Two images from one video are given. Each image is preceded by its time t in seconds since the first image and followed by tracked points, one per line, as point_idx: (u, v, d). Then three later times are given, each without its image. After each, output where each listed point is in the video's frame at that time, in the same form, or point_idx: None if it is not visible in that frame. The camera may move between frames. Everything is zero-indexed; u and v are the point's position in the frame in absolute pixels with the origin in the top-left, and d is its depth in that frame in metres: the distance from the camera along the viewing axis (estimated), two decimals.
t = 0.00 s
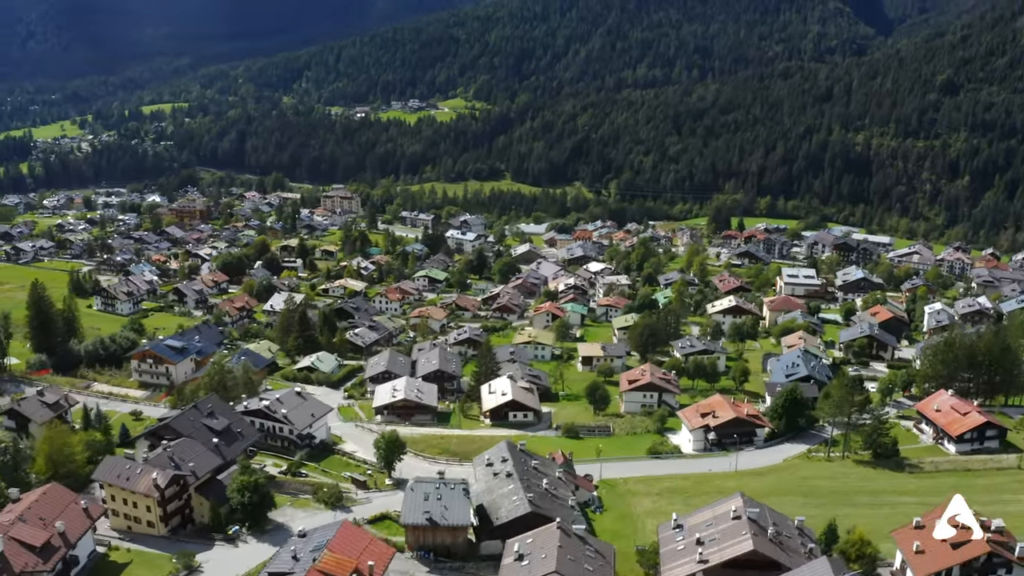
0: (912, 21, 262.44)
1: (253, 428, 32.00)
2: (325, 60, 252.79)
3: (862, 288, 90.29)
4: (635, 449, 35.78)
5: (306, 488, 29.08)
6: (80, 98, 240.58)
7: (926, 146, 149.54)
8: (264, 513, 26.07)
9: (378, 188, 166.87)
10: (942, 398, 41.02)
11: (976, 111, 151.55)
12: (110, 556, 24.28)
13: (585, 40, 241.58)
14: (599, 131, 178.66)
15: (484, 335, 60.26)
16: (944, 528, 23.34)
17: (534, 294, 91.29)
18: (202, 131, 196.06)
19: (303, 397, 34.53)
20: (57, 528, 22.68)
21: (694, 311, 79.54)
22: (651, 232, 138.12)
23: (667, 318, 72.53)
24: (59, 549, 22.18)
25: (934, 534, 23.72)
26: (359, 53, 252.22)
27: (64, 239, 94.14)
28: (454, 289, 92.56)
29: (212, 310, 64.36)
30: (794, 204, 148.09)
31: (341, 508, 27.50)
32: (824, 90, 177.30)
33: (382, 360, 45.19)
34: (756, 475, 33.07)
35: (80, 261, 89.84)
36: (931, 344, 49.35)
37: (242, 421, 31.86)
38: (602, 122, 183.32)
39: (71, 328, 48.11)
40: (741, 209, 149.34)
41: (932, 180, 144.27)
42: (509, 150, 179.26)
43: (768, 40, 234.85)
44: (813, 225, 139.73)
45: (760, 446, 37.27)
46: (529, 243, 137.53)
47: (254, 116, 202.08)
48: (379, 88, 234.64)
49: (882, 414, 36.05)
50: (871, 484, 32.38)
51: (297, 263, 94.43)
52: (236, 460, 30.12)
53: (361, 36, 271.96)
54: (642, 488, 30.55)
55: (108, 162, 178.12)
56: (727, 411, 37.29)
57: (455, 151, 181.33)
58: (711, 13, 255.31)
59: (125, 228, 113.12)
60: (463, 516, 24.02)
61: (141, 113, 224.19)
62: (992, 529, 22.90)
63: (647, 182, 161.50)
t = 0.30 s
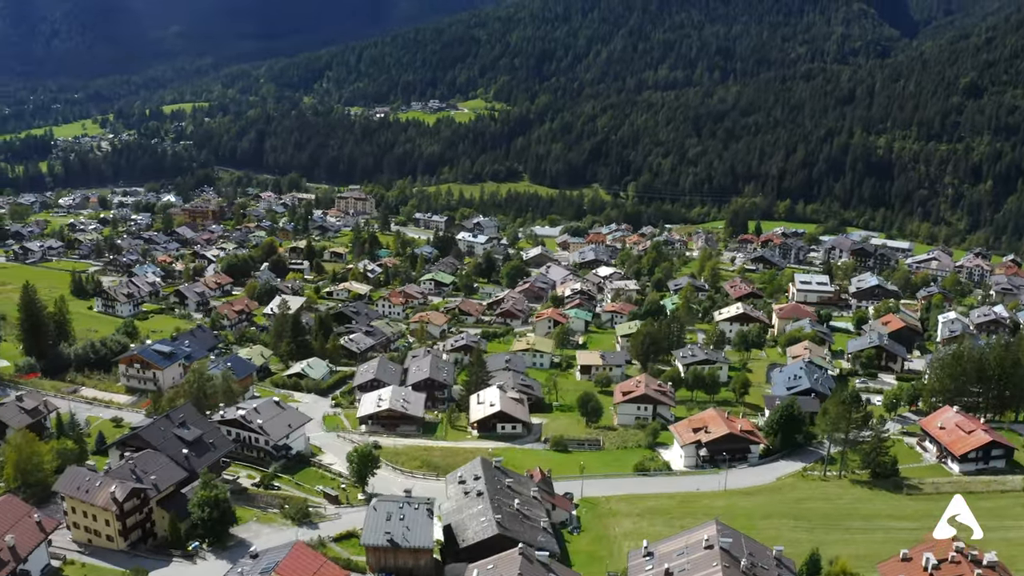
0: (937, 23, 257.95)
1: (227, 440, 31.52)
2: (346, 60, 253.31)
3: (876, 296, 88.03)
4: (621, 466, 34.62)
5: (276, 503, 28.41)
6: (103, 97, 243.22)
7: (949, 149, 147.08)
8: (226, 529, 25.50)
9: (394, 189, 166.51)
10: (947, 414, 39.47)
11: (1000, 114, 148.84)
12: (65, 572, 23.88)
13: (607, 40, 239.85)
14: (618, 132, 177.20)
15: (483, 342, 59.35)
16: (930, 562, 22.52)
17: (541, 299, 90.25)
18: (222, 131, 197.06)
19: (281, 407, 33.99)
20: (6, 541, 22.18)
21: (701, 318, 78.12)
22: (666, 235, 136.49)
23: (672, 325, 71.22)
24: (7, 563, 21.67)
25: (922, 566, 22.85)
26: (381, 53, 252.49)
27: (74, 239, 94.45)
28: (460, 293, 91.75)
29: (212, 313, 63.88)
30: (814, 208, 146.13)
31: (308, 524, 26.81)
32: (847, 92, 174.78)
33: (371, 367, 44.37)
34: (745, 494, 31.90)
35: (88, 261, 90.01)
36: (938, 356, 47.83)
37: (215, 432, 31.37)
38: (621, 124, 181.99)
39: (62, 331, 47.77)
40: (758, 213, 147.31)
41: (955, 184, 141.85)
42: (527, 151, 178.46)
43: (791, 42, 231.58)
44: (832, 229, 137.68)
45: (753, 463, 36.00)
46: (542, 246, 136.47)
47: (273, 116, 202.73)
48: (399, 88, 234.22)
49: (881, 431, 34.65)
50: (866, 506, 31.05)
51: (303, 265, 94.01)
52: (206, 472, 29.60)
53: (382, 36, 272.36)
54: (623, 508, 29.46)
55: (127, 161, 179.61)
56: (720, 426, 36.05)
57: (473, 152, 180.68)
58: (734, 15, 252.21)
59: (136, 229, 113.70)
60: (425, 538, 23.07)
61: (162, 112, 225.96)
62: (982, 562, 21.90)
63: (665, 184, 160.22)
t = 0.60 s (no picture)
0: (965, 25, 253.02)
1: (200, 450, 31.07)
2: (367, 61, 253.55)
3: (892, 303, 85.44)
4: (606, 483, 33.52)
5: (244, 519, 27.77)
6: (125, 96, 245.65)
7: (972, 153, 144.41)
8: (187, 544, 24.96)
9: (409, 190, 166.15)
10: (951, 433, 38.04)
11: None
12: None
13: (629, 41, 237.60)
14: (638, 134, 175.82)
15: (481, 348, 58.38)
16: None
17: (549, 304, 89.15)
18: (241, 131, 197.86)
19: (258, 417, 33.45)
20: None
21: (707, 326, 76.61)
22: (683, 239, 134.84)
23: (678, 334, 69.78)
24: None
25: None
26: (403, 53, 252.72)
27: (83, 239, 94.70)
28: (467, 296, 90.80)
29: (211, 315, 63.37)
30: (834, 212, 144.08)
31: (272, 541, 26.18)
32: (870, 94, 172.00)
33: (360, 374, 43.59)
34: (732, 514, 30.74)
35: (96, 261, 90.23)
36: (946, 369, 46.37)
37: (187, 442, 30.91)
38: (642, 125, 180.48)
39: (53, 333, 47.46)
40: (777, 216, 145.26)
41: (978, 189, 139.12)
42: (546, 153, 177.59)
43: (816, 43, 227.82)
44: (851, 233, 135.45)
45: (746, 482, 34.69)
46: (556, 249, 135.39)
47: (292, 116, 203.18)
48: (420, 88, 233.86)
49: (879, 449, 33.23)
50: (859, 530, 29.65)
51: (311, 267, 93.53)
52: (177, 484, 29.14)
53: (403, 37, 272.47)
54: (601, 528, 28.46)
55: (147, 160, 180.96)
56: (711, 442, 34.75)
57: (492, 153, 179.93)
58: (757, 16, 248.72)
59: (147, 228, 114.66)
60: (383, 559, 22.29)
61: (183, 111, 227.57)
62: None
63: (684, 187, 158.79)
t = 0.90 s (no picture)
0: (994, 27, 247.55)
1: (170, 461, 30.70)
2: (389, 60, 253.77)
3: (906, 310, 83.11)
4: (588, 500, 32.53)
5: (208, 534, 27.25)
6: (149, 95, 248.12)
7: (997, 156, 141.62)
8: (144, 560, 24.50)
9: (426, 191, 165.81)
10: (954, 452, 36.47)
11: None
12: None
13: (651, 42, 235.14)
14: (658, 135, 174.38)
15: (479, 355, 57.36)
16: None
17: (556, 308, 88.02)
18: (261, 130, 198.73)
19: (233, 427, 33.07)
20: None
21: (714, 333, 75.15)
22: (699, 242, 133.23)
23: (683, 341, 68.45)
24: None
25: None
26: (425, 53, 252.45)
27: (92, 239, 95.09)
28: (474, 300, 89.86)
29: (210, 317, 63.05)
30: (855, 215, 142.03)
31: (234, 558, 25.69)
32: (893, 96, 169.08)
33: (348, 382, 42.87)
34: (716, 537, 29.63)
35: (104, 261, 90.55)
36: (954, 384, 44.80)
37: (157, 452, 30.54)
38: (662, 126, 178.94)
39: (44, 335, 47.17)
40: (797, 219, 143.39)
41: (1003, 193, 136.28)
42: (566, 153, 176.73)
43: (840, 44, 224.14)
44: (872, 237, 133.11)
45: (736, 502, 33.46)
46: (569, 252, 134.29)
47: (311, 116, 203.60)
48: (441, 88, 233.64)
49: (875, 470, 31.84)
50: (851, 556, 28.36)
51: (318, 269, 93.19)
52: (144, 495, 28.74)
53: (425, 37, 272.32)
54: (576, 550, 27.56)
55: (166, 159, 182.40)
56: (701, 460, 33.51)
57: (511, 154, 179.25)
58: (782, 16, 244.52)
59: (157, 228, 115.11)
60: None
61: (205, 110, 229.20)
62: None
63: (704, 189, 157.23)
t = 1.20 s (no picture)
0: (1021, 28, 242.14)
1: (144, 471, 30.24)
2: (410, 60, 253.84)
3: (921, 319, 80.32)
4: (570, 519, 31.49)
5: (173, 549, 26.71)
6: (171, 94, 250.30)
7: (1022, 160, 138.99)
8: None
9: (442, 192, 165.36)
10: (957, 472, 34.97)
11: None
12: None
13: (673, 42, 232.46)
14: (678, 137, 172.85)
15: (476, 361, 56.43)
16: None
17: (563, 313, 87.02)
18: (281, 129, 199.51)
19: (211, 436, 32.52)
20: None
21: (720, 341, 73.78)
22: (715, 245, 131.59)
23: (689, 349, 67.09)
24: None
25: None
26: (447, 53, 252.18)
27: (103, 239, 95.48)
28: (481, 303, 89.07)
29: (210, 320, 62.84)
30: (876, 219, 140.03)
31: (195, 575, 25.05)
32: (917, 98, 166.40)
33: (336, 390, 42.19)
34: (699, 560, 28.49)
35: (113, 261, 90.80)
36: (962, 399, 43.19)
37: (129, 462, 30.09)
38: (682, 127, 177.26)
39: (37, 337, 46.85)
40: (816, 223, 141.61)
41: None
42: (584, 154, 175.65)
43: (864, 45, 220.62)
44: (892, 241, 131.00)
45: (725, 522, 32.28)
46: (583, 255, 133.12)
47: (330, 116, 203.86)
48: (462, 89, 233.37)
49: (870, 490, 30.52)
50: None
51: (326, 271, 92.72)
52: (114, 505, 28.34)
53: (446, 36, 272.18)
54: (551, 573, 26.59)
55: (186, 158, 183.65)
56: (690, 478, 32.36)
57: (530, 155, 178.61)
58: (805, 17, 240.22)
59: (169, 228, 115.62)
60: None
61: (226, 109, 230.69)
62: None
63: (722, 191, 155.65)
